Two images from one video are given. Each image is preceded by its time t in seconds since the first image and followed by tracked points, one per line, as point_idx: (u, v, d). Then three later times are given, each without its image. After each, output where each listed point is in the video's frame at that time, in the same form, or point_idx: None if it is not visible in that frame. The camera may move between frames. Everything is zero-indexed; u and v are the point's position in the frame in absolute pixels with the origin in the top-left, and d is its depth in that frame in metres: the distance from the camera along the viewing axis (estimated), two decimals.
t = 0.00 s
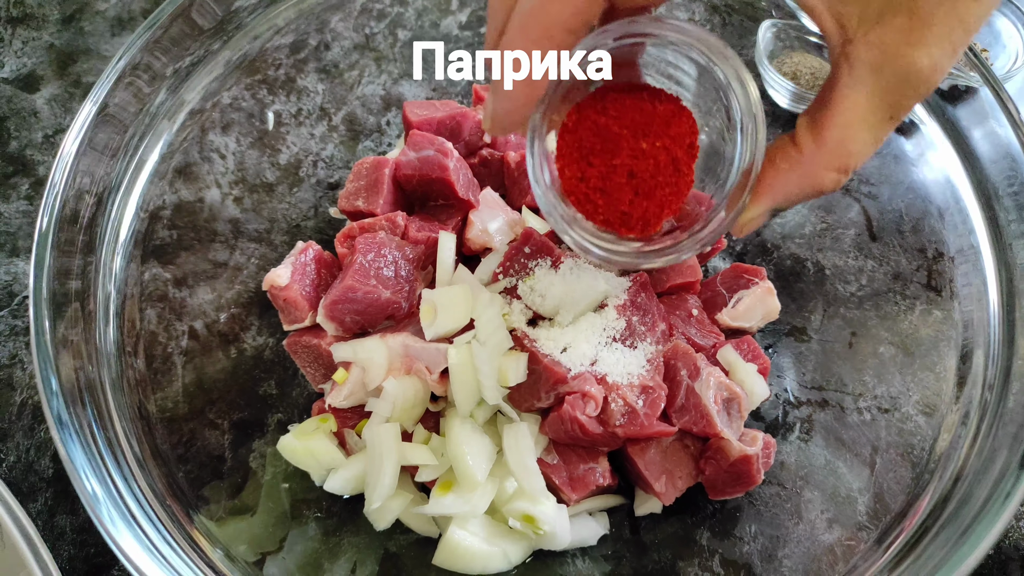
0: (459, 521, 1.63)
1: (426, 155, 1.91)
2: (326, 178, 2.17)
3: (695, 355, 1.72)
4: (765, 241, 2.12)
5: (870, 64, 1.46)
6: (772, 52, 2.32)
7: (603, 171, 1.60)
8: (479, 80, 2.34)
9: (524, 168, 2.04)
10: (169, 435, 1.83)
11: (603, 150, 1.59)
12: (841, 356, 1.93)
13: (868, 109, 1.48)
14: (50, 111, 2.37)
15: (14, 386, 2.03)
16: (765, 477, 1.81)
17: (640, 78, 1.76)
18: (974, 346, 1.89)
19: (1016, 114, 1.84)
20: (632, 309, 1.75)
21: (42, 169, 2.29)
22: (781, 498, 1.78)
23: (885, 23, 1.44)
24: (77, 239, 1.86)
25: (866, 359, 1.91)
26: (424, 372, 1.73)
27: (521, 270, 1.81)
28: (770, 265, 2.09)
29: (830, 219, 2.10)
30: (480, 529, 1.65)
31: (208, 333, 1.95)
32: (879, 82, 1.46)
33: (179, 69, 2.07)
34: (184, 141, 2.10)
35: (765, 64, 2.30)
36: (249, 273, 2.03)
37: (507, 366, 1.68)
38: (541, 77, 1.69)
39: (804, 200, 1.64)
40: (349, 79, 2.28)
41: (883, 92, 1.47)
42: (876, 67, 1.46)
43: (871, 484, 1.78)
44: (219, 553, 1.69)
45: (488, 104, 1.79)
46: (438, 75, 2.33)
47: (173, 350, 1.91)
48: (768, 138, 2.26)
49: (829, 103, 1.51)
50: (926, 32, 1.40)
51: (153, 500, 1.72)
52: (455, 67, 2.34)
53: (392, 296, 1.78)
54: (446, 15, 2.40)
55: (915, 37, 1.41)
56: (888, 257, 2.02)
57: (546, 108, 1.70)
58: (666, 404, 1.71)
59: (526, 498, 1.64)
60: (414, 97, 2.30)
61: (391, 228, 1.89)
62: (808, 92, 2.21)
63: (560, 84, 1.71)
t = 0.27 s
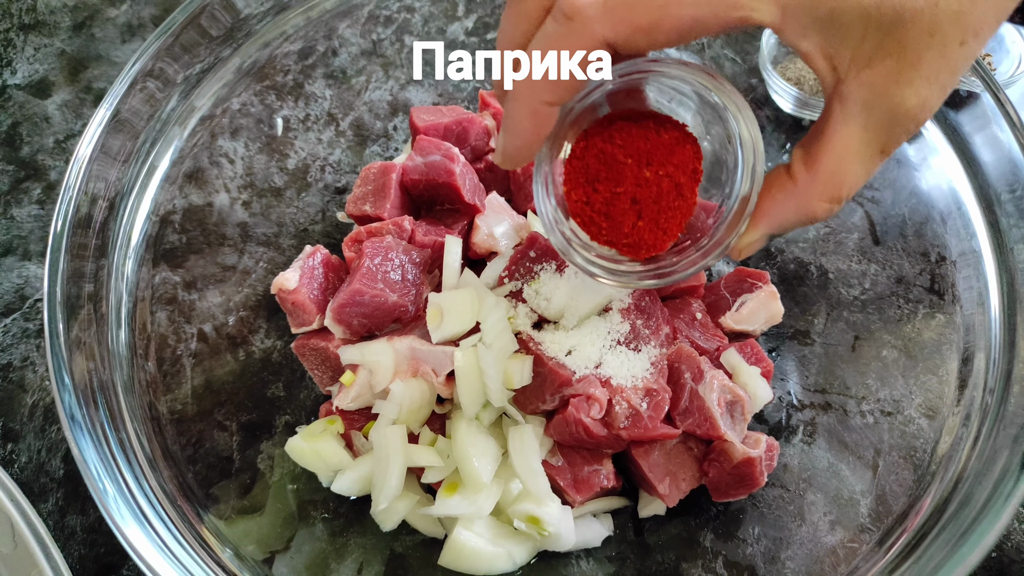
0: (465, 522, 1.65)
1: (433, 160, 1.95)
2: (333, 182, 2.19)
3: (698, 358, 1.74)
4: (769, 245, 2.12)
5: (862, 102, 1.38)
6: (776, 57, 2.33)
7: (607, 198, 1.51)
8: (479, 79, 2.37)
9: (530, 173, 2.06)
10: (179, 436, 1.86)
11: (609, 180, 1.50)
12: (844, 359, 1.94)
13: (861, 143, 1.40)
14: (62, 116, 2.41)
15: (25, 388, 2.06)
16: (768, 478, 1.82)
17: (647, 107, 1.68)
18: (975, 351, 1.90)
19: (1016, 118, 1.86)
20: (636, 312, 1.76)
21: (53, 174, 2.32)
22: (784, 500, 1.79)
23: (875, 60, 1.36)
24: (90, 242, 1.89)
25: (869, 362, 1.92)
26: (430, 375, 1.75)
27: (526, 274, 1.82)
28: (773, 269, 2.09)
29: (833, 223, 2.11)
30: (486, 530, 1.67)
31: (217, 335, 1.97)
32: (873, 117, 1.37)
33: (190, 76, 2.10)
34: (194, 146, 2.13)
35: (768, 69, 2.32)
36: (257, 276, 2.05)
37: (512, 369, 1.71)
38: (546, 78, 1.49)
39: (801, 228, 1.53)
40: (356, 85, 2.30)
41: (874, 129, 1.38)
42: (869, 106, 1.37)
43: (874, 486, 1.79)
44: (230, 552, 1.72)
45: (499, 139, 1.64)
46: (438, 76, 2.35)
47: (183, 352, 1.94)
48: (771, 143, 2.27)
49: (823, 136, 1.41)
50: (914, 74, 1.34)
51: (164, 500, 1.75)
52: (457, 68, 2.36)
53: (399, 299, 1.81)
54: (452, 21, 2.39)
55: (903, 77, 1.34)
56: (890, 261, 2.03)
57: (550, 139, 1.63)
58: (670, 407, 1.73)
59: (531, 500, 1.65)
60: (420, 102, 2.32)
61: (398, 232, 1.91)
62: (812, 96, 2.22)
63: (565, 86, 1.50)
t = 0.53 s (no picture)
0: (468, 518, 1.66)
1: (437, 156, 1.94)
2: (338, 178, 2.20)
3: (702, 356, 1.74)
4: (772, 242, 2.14)
5: (851, 92, 1.41)
6: (780, 54, 2.32)
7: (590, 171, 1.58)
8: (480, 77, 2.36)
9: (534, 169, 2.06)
10: (184, 432, 1.87)
11: (598, 156, 1.55)
12: (847, 357, 1.94)
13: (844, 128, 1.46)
14: (68, 112, 2.42)
15: (32, 383, 2.08)
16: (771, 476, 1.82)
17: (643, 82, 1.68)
18: (980, 350, 1.89)
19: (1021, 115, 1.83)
20: (641, 309, 1.77)
21: (59, 169, 2.33)
22: (787, 497, 1.80)
23: (870, 51, 1.36)
24: (96, 238, 1.90)
25: (873, 360, 1.92)
26: (434, 371, 1.76)
27: (530, 271, 1.83)
28: (777, 266, 2.10)
29: (838, 221, 2.11)
30: (489, 526, 1.67)
31: (223, 331, 1.98)
32: (857, 110, 1.42)
33: (195, 72, 2.09)
34: (199, 142, 2.14)
35: (772, 66, 2.31)
36: (263, 273, 2.07)
37: (516, 366, 1.72)
38: (545, 78, 1.44)
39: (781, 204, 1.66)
40: (361, 82, 2.30)
41: (859, 118, 1.43)
42: (858, 95, 1.40)
43: (877, 484, 1.79)
44: (235, 548, 1.72)
45: (489, 115, 1.58)
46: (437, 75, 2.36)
47: (188, 348, 1.95)
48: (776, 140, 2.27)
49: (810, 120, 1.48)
50: (906, 66, 1.35)
51: (170, 495, 1.75)
52: (457, 69, 2.36)
53: (403, 295, 1.81)
54: (457, 17, 2.40)
55: (894, 69, 1.36)
56: (895, 259, 2.03)
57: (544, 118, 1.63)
58: (673, 404, 1.73)
59: (534, 496, 1.66)
60: (425, 99, 2.33)
61: (403, 229, 1.92)
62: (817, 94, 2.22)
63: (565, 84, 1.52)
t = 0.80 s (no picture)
0: (473, 518, 1.66)
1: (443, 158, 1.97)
2: (345, 180, 2.21)
3: (707, 356, 1.75)
4: (779, 242, 2.13)
5: (761, 109, 1.40)
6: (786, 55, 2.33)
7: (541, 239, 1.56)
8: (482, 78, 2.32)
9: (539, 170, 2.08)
10: (191, 432, 1.89)
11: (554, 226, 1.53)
12: (854, 357, 1.93)
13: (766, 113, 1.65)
14: (76, 115, 2.44)
15: (41, 384, 2.10)
16: (777, 477, 1.82)
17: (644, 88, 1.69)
18: (988, 350, 1.88)
19: None
20: (647, 310, 1.79)
21: (68, 171, 2.35)
22: (793, 498, 1.79)
23: (783, 81, 1.34)
24: (103, 239, 1.91)
25: (880, 361, 1.91)
26: (440, 372, 1.77)
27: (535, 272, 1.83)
28: (784, 267, 2.09)
29: (844, 221, 2.10)
30: (494, 526, 1.68)
31: (229, 332, 1.99)
32: (760, 123, 1.44)
33: (202, 74, 2.10)
34: (207, 144, 2.15)
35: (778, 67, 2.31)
36: (269, 274, 2.08)
37: (522, 365, 1.72)
38: (543, 80, 1.19)
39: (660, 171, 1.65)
40: (367, 83, 2.31)
41: (760, 127, 1.45)
42: (766, 113, 1.42)
43: (884, 484, 1.78)
44: (242, 548, 1.74)
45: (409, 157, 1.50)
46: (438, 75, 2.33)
47: (195, 349, 1.96)
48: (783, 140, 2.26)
49: (718, 127, 1.43)
50: (813, 91, 1.39)
51: (177, 496, 1.76)
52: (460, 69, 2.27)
53: (409, 296, 1.82)
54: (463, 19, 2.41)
55: (802, 94, 1.39)
56: (902, 259, 2.02)
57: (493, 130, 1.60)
58: (678, 405, 1.74)
59: (540, 496, 1.67)
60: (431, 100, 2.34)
61: (408, 230, 1.94)
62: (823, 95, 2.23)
63: (566, 85, 1.21)
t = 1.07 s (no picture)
0: (473, 521, 1.67)
1: (444, 162, 1.97)
2: (346, 183, 2.22)
3: (707, 359, 1.75)
4: (779, 245, 2.13)
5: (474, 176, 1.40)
6: (785, 58, 2.34)
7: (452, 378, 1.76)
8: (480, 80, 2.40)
9: (540, 173, 2.09)
10: (193, 435, 1.90)
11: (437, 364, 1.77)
12: (853, 360, 1.94)
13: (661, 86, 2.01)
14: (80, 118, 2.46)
15: (44, 387, 2.11)
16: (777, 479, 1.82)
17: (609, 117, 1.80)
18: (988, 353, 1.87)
19: None
20: (647, 312, 1.78)
21: (71, 175, 2.36)
22: (793, 500, 1.79)
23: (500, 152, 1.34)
24: (106, 242, 1.92)
25: (880, 364, 1.91)
26: (441, 376, 1.77)
27: (535, 276, 1.84)
28: (784, 270, 2.10)
29: (844, 223, 2.11)
30: (495, 528, 1.69)
31: (232, 335, 2.01)
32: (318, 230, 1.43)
33: (205, 78, 2.12)
34: (209, 148, 2.17)
35: (778, 70, 2.32)
36: (271, 277, 2.09)
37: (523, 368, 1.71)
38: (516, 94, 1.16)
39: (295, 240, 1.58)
40: (369, 87, 2.32)
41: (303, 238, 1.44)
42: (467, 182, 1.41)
43: (883, 487, 1.78)
44: (242, 552, 1.74)
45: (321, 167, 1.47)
46: (437, 76, 2.37)
47: (197, 352, 1.98)
48: (782, 143, 2.26)
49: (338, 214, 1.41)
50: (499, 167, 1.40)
51: (177, 498, 1.77)
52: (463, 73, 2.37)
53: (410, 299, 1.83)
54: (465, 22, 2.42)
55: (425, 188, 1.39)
56: (901, 262, 2.03)
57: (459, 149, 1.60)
58: (678, 407, 1.74)
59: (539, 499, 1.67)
60: (432, 104, 2.34)
61: (410, 233, 1.94)
62: (824, 97, 2.24)
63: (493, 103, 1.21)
